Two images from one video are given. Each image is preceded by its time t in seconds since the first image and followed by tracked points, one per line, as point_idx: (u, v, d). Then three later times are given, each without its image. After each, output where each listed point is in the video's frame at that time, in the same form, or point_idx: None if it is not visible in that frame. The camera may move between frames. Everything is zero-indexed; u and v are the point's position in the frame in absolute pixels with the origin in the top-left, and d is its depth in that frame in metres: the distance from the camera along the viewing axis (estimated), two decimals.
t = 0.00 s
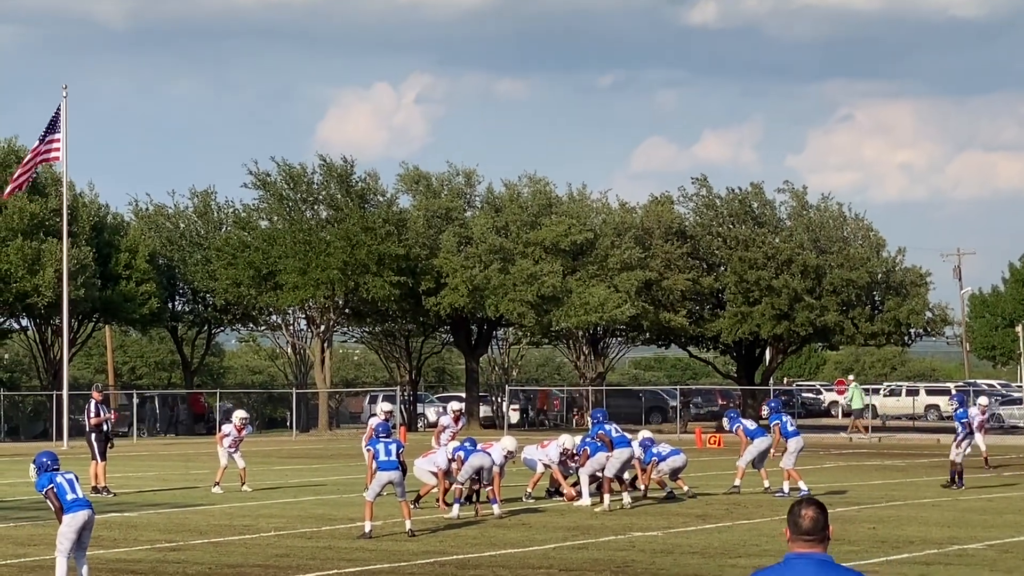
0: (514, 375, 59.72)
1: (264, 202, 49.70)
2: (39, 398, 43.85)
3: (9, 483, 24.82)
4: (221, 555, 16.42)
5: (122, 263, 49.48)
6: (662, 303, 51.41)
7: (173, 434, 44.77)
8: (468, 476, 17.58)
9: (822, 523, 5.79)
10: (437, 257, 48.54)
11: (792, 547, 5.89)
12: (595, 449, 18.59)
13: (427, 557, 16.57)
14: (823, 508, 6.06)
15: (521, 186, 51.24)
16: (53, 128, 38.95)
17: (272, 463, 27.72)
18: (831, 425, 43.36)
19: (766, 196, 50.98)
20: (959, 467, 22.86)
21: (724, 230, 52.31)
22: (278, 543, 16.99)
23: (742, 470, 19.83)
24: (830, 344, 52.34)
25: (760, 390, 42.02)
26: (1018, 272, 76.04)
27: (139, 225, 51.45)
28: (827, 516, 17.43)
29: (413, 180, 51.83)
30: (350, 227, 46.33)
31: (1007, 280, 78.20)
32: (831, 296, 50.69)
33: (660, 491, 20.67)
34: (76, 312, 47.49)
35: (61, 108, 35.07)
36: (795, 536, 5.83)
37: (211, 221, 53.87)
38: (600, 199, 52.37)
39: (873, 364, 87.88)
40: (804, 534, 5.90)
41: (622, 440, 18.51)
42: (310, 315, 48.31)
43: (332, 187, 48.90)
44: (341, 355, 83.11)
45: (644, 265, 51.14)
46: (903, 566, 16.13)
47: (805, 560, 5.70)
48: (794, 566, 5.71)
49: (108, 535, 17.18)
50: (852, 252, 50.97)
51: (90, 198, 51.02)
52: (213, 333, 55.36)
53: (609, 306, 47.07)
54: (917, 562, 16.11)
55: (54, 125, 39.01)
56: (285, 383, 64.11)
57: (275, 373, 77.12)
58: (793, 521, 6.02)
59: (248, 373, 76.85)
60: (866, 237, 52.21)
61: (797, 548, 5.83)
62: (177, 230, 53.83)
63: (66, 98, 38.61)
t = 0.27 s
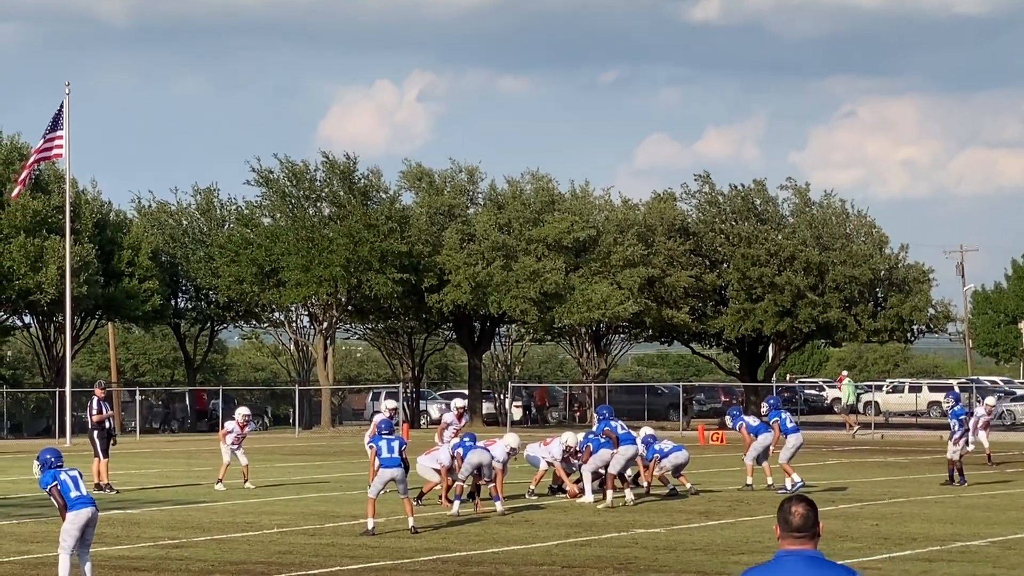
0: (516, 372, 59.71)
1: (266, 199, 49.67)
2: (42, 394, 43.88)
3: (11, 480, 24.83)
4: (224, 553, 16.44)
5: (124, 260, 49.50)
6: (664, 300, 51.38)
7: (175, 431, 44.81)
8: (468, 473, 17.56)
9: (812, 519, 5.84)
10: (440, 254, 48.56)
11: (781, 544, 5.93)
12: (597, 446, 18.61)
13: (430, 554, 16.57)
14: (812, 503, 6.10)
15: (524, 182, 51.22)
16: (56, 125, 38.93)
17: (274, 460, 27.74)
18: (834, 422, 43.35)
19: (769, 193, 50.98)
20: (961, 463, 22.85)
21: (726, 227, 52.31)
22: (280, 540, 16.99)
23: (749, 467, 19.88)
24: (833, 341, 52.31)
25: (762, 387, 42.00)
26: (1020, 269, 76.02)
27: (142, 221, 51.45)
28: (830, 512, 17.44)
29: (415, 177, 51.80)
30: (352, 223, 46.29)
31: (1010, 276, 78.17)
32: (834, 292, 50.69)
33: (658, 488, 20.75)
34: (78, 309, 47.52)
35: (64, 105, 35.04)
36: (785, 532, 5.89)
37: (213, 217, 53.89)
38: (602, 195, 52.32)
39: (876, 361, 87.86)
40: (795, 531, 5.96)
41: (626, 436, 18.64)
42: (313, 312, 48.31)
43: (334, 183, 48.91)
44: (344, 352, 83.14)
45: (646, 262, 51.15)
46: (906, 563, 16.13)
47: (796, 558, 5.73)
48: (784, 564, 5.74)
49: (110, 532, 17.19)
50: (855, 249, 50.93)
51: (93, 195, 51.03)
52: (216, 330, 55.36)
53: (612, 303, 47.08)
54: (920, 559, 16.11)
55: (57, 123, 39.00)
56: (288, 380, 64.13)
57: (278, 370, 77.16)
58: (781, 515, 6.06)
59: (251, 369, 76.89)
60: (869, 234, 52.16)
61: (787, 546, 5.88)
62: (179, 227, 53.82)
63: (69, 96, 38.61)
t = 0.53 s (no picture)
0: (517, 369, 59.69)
1: (267, 196, 49.62)
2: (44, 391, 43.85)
3: (13, 476, 24.85)
4: (226, 550, 16.44)
5: (126, 257, 49.48)
6: (666, 298, 51.38)
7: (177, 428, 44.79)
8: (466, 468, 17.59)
9: (807, 516, 5.86)
10: (441, 251, 48.62)
11: (776, 542, 5.94)
12: (598, 444, 18.64)
13: (432, 551, 16.59)
14: (804, 499, 6.11)
15: (525, 179, 51.20)
16: (57, 122, 38.90)
17: (276, 457, 27.72)
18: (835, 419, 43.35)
19: (770, 190, 50.99)
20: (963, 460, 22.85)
21: (728, 224, 52.29)
22: (282, 537, 17.00)
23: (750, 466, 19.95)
24: (834, 338, 52.31)
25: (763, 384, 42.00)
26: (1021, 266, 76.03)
27: (143, 218, 51.41)
28: (831, 510, 17.45)
29: (417, 174, 51.77)
30: (354, 221, 46.27)
31: (1012, 274, 78.20)
32: (835, 290, 50.65)
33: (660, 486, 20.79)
34: (80, 307, 47.50)
35: (65, 103, 34.98)
36: (779, 531, 5.90)
37: (215, 214, 53.87)
38: (603, 192, 52.28)
39: (877, 358, 87.84)
40: (789, 530, 5.98)
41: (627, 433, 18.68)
42: (314, 309, 48.29)
43: (336, 181, 48.88)
44: (345, 349, 83.11)
45: (648, 259, 51.13)
46: (908, 560, 16.18)
47: (789, 555, 5.73)
48: (778, 562, 5.73)
49: (112, 529, 17.19)
50: (856, 246, 50.91)
51: (94, 192, 50.99)
52: (217, 327, 55.34)
53: (613, 300, 47.03)
54: (922, 556, 16.17)
55: (58, 121, 38.95)
56: (290, 378, 64.13)
57: (279, 367, 77.16)
58: (773, 513, 6.07)
59: (253, 367, 76.89)
60: (870, 231, 52.15)
61: (781, 542, 5.88)
62: (181, 225, 53.78)
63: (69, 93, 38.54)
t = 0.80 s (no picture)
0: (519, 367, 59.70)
1: (268, 194, 49.60)
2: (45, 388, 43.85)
3: (14, 474, 24.84)
4: (227, 548, 16.45)
5: (127, 255, 49.49)
6: (667, 295, 51.39)
7: (179, 426, 44.82)
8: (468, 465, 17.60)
9: (805, 513, 5.87)
10: (443, 249, 48.69)
11: (774, 539, 5.94)
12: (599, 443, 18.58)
13: (433, 549, 16.60)
14: (803, 496, 6.12)
15: (526, 177, 51.22)
16: (59, 121, 38.91)
17: (277, 454, 27.71)
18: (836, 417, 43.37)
19: (771, 187, 51.03)
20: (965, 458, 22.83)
21: (729, 222, 52.30)
22: (283, 534, 17.01)
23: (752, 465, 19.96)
24: (835, 336, 52.30)
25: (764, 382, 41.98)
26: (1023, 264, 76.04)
27: (144, 216, 51.42)
28: (832, 507, 17.44)
29: (418, 172, 51.79)
30: (355, 219, 46.29)
31: (1013, 271, 78.22)
32: (836, 287, 50.65)
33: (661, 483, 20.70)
34: (81, 304, 47.52)
35: (66, 100, 34.96)
36: (778, 526, 5.90)
37: (216, 212, 53.90)
38: (605, 190, 52.29)
39: (879, 356, 87.85)
40: (787, 526, 5.99)
41: (618, 432, 18.53)
42: (316, 307, 48.31)
43: (337, 178, 48.90)
44: (345, 347, 83.11)
45: (649, 257, 51.13)
46: (909, 558, 16.21)
47: (788, 552, 5.72)
48: (777, 559, 5.72)
49: (113, 527, 17.19)
50: (858, 244, 50.92)
51: (95, 190, 51.01)
52: (218, 325, 55.35)
53: (615, 298, 47.03)
54: (923, 554, 16.20)
55: (59, 118, 38.96)
56: (291, 375, 64.12)
57: (280, 365, 77.20)
58: (772, 510, 6.08)
59: (254, 364, 76.92)
60: (872, 229, 52.16)
61: (780, 539, 5.89)
62: (182, 222, 53.77)
63: (71, 90, 38.52)
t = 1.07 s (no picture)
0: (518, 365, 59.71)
1: (268, 192, 49.57)
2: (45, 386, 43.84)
3: (14, 472, 24.83)
4: (227, 546, 16.46)
5: (127, 253, 49.47)
6: (666, 293, 51.38)
7: (178, 424, 44.84)
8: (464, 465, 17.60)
9: (806, 511, 5.87)
10: (442, 247, 48.68)
11: (774, 537, 5.95)
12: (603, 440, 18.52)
13: (432, 547, 16.62)
14: (803, 494, 6.13)
15: (526, 175, 51.21)
16: (58, 118, 38.90)
17: (277, 452, 27.71)
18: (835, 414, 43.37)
19: (771, 186, 51.08)
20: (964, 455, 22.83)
21: (728, 220, 52.29)
22: (283, 532, 17.01)
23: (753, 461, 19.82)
24: (835, 334, 52.26)
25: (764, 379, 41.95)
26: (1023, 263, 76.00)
27: (144, 214, 51.42)
28: (830, 505, 17.43)
29: (418, 170, 51.79)
30: (354, 216, 46.26)
31: (1013, 270, 78.20)
32: (836, 285, 50.63)
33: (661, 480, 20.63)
34: (81, 302, 47.51)
35: (66, 98, 34.92)
36: (779, 525, 5.90)
37: (216, 210, 53.92)
38: (605, 188, 52.23)
39: (878, 354, 87.83)
40: (788, 523, 5.99)
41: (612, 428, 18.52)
42: (315, 305, 48.30)
43: (337, 176, 48.92)
44: (345, 345, 83.12)
45: (649, 255, 51.11)
46: (908, 556, 16.22)
47: (788, 550, 5.73)
48: (777, 558, 5.73)
49: (113, 524, 17.20)
50: (857, 242, 50.91)
51: (95, 188, 51.02)
52: (218, 323, 55.37)
53: (614, 296, 46.89)
54: (923, 552, 16.21)
55: (58, 116, 38.96)
56: (290, 374, 64.11)
57: (280, 363, 77.20)
58: (773, 507, 6.08)
59: (253, 363, 76.95)
60: (871, 227, 52.15)
61: (780, 538, 5.89)
62: (182, 220, 53.76)
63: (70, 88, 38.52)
